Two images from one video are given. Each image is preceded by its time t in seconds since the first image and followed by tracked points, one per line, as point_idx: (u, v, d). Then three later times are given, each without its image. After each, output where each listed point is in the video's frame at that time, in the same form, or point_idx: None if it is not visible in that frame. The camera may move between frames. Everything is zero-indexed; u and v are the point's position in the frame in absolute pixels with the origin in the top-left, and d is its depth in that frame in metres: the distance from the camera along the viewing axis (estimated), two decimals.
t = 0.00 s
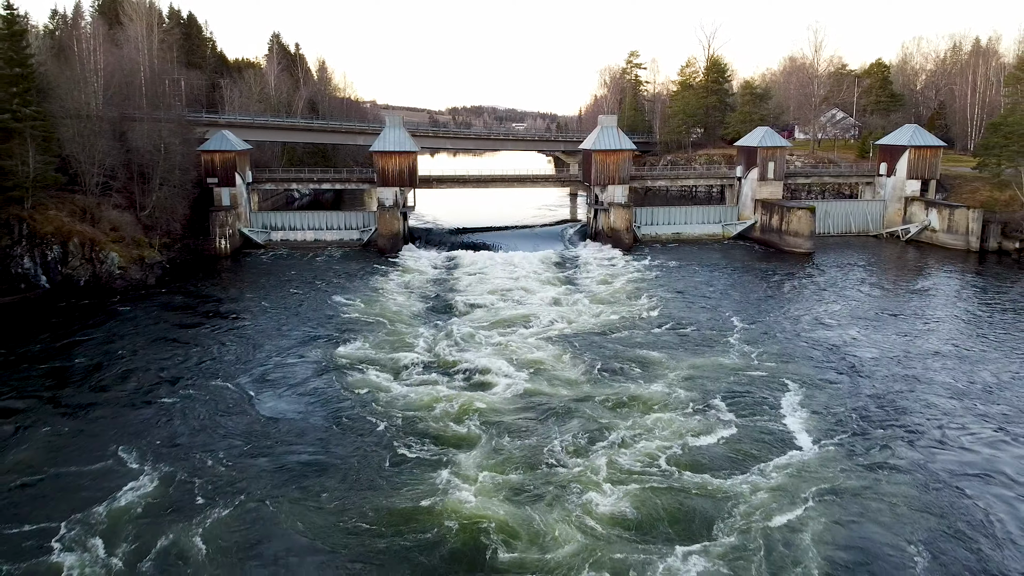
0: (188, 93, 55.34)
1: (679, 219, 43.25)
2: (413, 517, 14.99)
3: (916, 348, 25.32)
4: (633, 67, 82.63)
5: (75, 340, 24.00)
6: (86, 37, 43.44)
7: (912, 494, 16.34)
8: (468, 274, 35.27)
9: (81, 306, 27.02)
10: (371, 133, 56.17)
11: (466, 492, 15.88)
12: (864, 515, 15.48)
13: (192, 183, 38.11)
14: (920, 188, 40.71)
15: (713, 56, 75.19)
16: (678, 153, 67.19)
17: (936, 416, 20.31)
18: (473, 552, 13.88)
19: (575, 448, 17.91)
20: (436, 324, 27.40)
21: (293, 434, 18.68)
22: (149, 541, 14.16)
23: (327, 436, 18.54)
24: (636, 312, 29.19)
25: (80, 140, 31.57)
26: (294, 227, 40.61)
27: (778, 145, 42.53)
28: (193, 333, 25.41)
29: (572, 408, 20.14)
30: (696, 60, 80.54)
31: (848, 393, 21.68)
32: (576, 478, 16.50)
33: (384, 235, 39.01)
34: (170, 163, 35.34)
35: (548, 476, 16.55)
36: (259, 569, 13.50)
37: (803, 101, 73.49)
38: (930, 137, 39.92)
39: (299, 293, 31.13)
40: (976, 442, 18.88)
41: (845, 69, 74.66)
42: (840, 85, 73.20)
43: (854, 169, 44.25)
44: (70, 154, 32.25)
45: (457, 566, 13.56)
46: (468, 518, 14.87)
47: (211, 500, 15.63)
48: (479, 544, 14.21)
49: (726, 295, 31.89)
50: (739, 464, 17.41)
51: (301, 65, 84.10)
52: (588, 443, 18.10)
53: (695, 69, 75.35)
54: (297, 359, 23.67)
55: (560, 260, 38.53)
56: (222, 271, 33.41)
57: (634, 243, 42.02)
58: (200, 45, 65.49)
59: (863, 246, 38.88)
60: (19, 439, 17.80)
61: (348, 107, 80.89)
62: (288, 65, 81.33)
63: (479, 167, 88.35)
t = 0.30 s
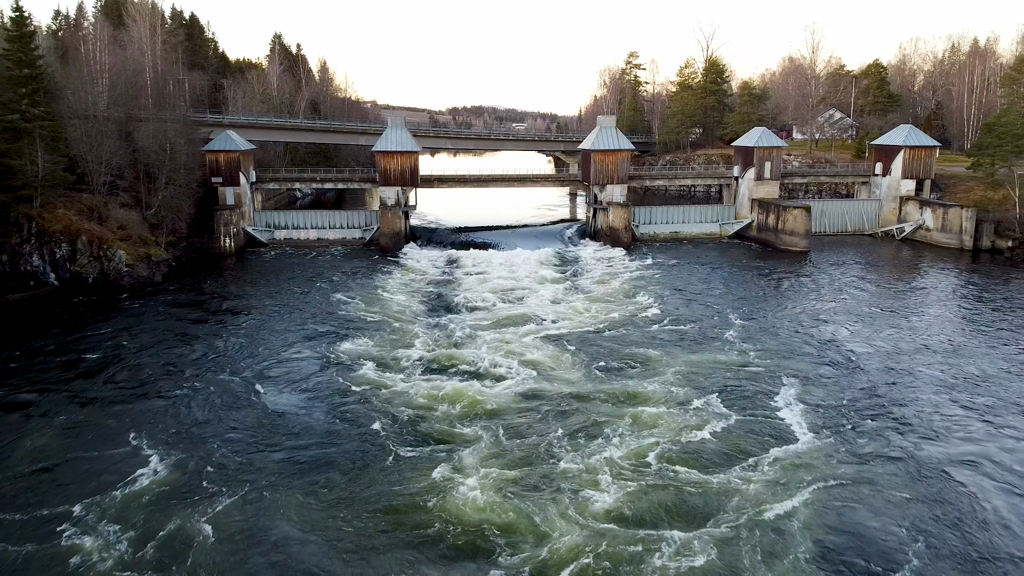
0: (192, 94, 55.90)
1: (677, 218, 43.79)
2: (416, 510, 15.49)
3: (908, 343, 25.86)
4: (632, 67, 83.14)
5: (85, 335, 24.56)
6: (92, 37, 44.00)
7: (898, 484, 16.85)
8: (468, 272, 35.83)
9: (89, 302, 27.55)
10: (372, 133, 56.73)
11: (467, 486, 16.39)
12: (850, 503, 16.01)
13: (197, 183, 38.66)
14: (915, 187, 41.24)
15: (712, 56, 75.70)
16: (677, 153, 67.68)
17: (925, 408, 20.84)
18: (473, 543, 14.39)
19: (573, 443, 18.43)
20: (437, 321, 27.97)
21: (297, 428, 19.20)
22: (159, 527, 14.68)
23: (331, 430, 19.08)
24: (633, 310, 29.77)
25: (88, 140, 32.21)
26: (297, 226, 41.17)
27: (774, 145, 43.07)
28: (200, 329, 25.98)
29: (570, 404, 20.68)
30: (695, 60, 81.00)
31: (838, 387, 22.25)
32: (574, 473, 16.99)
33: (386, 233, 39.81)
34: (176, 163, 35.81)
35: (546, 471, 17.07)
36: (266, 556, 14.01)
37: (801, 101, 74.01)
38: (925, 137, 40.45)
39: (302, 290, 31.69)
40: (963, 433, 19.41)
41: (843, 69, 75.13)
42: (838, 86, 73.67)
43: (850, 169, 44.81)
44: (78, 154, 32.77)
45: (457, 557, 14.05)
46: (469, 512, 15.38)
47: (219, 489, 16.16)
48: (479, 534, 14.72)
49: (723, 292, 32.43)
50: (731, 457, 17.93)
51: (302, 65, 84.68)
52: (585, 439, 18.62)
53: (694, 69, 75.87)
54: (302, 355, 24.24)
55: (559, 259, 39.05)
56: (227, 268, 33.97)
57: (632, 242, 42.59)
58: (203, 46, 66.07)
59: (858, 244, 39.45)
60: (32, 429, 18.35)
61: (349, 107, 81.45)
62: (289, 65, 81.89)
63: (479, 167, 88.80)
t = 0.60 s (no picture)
0: (195, 94, 56.50)
1: (675, 217, 44.34)
2: (417, 500, 16.04)
3: (898, 338, 26.45)
4: (632, 67, 83.69)
5: (94, 330, 25.11)
6: (98, 39, 44.58)
7: (883, 473, 17.39)
8: (469, 271, 36.38)
9: (97, 299, 28.09)
10: (374, 133, 57.28)
11: (469, 478, 16.94)
12: (836, 491, 16.59)
13: (202, 182, 39.21)
14: (909, 187, 41.81)
15: (711, 57, 76.22)
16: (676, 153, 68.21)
17: (913, 400, 21.39)
18: (473, 532, 14.92)
19: (571, 437, 18.99)
20: (438, 319, 28.52)
21: (302, 421, 19.77)
22: (169, 514, 15.22)
23: (335, 424, 19.64)
24: (631, 307, 30.33)
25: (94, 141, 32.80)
26: (300, 225, 41.74)
27: (771, 145, 43.63)
28: (206, 325, 26.52)
29: (568, 400, 21.27)
30: (694, 60, 81.52)
31: (830, 381, 22.80)
32: (570, 465, 17.53)
33: (388, 233, 40.38)
34: (182, 162, 36.37)
35: (544, 464, 17.62)
36: (272, 542, 14.55)
37: (799, 102, 74.55)
38: (919, 138, 41.01)
39: (306, 288, 32.25)
40: (949, 424, 19.97)
41: (841, 70, 75.63)
42: (836, 86, 74.19)
43: (846, 169, 45.37)
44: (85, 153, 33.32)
45: (457, 543, 14.57)
46: (469, 503, 15.93)
47: (226, 479, 16.70)
48: (478, 524, 15.25)
49: (719, 290, 32.97)
50: (723, 449, 18.49)
51: (304, 66, 85.32)
52: (583, 434, 19.18)
53: (693, 70, 76.40)
54: (307, 351, 24.80)
55: (558, 258, 39.58)
56: (232, 266, 34.54)
57: (631, 241, 43.15)
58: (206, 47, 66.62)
59: (853, 243, 40.00)
60: (45, 420, 18.90)
61: (350, 108, 81.95)
62: (291, 66, 82.45)
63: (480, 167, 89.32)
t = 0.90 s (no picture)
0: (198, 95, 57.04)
1: (673, 216, 44.89)
2: (418, 491, 16.56)
3: (889, 333, 27.02)
4: (631, 68, 84.28)
5: (103, 325, 25.64)
6: (103, 39, 45.11)
7: (870, 463, 17.95)
8: (469, 269, 36.95)
9: (105, 296, 28.63)
10: (376, 133, 57.83)
11: (468, 470, 17.47)
12: (825, 479, 17.16)
13: (206, 182, 39.75)
14: (905, 186, 42.30)
15: (710, 58, 76.74)
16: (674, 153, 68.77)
17: (902, 393, 21.90)
18: (473, 519, 15.48)
19: (568, 430, 19.53)
20: (439, 317, 29.07)
21: (306, 414, 20.31)
22: (179, 503, 15.76)
23: (338, 418, 20.17)
24: (628, 306, 30.91)
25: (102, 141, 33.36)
26: (302, 223, 42.27)
27: (768, 145, 44.16)
28: (212, 321, 27.04)
29: (565, 395, 21.83)
30: (693, 60, 81.99)
31: (821, 375, 23.37)
32: (566, 457, 18.05)
33: (390, 230, 41.14)
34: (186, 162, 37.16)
35: (541, 456, 18.17)
36: (277, 530, 15.08)
37: (797, 103, 75.15)
38: (914, 138, 41.54)
39: (309, 285, 32.79)
40: (937, 416, 20.48)
41: (838, 70, 76.15)
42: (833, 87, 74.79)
43: (842, 168, 45.86)
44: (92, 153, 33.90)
45: (457, 530, 15.12)
46: (468, 494, 16.44)
47: (232, 469, 17.24)
48: (478, 512, 15.81)
49: (715, 288, 33.54)
50: (715, 441, 19.03)
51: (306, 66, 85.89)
52: (579, 428, 19.73)
53: (691, 71, 76.95)
54: (311, 347, 25.36)
55: (557, 257, 40.11)
56: (236, 264, 35.09)
57: (629, 240, 43.69)
58: (207, 48, 67.14)
59: (848, 241, 40.55)
60: (55, 411, 19.43)
61: (351, 108, 82.51)
62: (293, 67, 83.09)
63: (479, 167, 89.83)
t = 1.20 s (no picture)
0: (202, 95, 57.60)
1: (671, 215, 45.44)
2: (419, 480, 17.09)
3: (881, 328, 27.60)
4: (630, 69, 84.88)
5: (111, 321, 26.18)
6: (109, 41, 45.67)
7: (858, 453, 18.51)
8: (469, 268, 37.50)
9: (111, 293, 29.20)
10: (377, 133, 58.39)
11: (466, 461, 17.98)
12: (814, 468, 17.71)
13: (211, 181, 40.29)
14: (900, 186, 42.83)
15: (708, 58, 77.30)
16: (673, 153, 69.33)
17: (892, 386, 22.42)
18: (473, 506, 16.02)
19: (564, 423, 20.05)
20: (440, 314, 29.62)
21: (311, 407, 20.88)
22: (189, 491, 16.33)
23: (341, 411, 20.70)
24: (626, 303, 31.47)
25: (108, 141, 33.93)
26: (305, 222, 42.78)
27: (765, 145, 44.69)
28: (218, 317, 27.59)
29: (563, 391, 22.34)
30: (691, 61, 82.55)
31: (813, 370, 23.94)
32: (562, 448, 18.58)
33: (392, 229, 41.70)
34: (191, 162, 37.81)
35: (539, 446, 18.73)
36: (281, 517, 15.63)
37: (795, 103, 75.74)
38: (909, 138, 42.14)
39: (312, 283, 33.35)
40: (924, 408, 20.98)
41: (836, 71, 76.68)
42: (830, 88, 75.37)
43: (838, 168, 46.37)
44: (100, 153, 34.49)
45: (458, 515, 15.66)
46: (467, 484, 16.96)
47: (238, 460, 17.78)
48: (478, 499, 16.35)
49: (712, 286, 34.11)
50: (706, 433, 19.57)
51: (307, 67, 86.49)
52: (575, 421, 20.25)
53: (690, 71, 77.49)
54: (315, 343, 25.93)
55: (556, 255, 40.62)
56: (241, 262, 35.65)
57: (628, 239, 44.24)
58: (210, 49, 67.70)
59: (844, 240, 41.07)
60: (66, 403, 20.00)
61: (352, 108, 83.13)
62: (295, 67, 83.75)
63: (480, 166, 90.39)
